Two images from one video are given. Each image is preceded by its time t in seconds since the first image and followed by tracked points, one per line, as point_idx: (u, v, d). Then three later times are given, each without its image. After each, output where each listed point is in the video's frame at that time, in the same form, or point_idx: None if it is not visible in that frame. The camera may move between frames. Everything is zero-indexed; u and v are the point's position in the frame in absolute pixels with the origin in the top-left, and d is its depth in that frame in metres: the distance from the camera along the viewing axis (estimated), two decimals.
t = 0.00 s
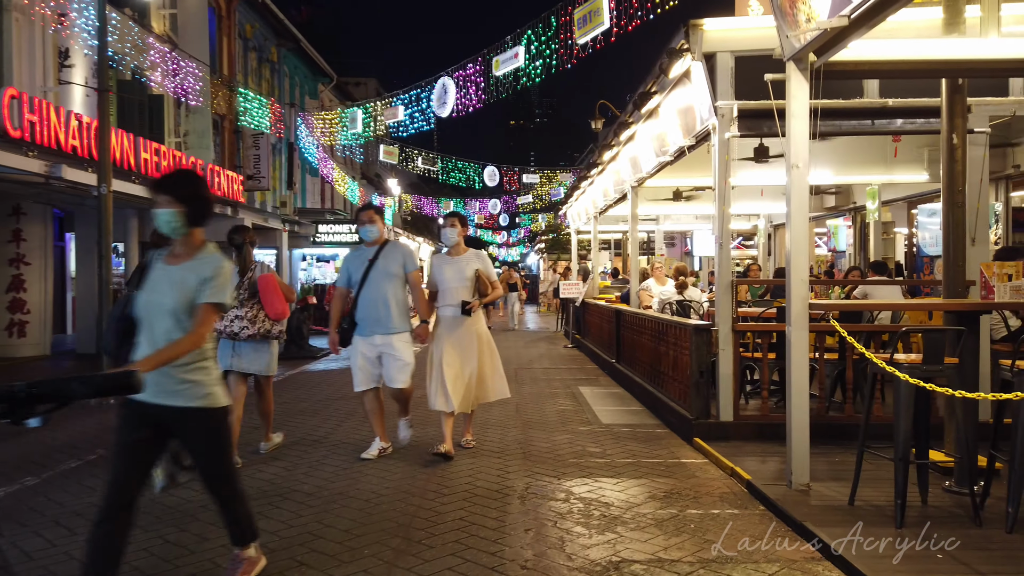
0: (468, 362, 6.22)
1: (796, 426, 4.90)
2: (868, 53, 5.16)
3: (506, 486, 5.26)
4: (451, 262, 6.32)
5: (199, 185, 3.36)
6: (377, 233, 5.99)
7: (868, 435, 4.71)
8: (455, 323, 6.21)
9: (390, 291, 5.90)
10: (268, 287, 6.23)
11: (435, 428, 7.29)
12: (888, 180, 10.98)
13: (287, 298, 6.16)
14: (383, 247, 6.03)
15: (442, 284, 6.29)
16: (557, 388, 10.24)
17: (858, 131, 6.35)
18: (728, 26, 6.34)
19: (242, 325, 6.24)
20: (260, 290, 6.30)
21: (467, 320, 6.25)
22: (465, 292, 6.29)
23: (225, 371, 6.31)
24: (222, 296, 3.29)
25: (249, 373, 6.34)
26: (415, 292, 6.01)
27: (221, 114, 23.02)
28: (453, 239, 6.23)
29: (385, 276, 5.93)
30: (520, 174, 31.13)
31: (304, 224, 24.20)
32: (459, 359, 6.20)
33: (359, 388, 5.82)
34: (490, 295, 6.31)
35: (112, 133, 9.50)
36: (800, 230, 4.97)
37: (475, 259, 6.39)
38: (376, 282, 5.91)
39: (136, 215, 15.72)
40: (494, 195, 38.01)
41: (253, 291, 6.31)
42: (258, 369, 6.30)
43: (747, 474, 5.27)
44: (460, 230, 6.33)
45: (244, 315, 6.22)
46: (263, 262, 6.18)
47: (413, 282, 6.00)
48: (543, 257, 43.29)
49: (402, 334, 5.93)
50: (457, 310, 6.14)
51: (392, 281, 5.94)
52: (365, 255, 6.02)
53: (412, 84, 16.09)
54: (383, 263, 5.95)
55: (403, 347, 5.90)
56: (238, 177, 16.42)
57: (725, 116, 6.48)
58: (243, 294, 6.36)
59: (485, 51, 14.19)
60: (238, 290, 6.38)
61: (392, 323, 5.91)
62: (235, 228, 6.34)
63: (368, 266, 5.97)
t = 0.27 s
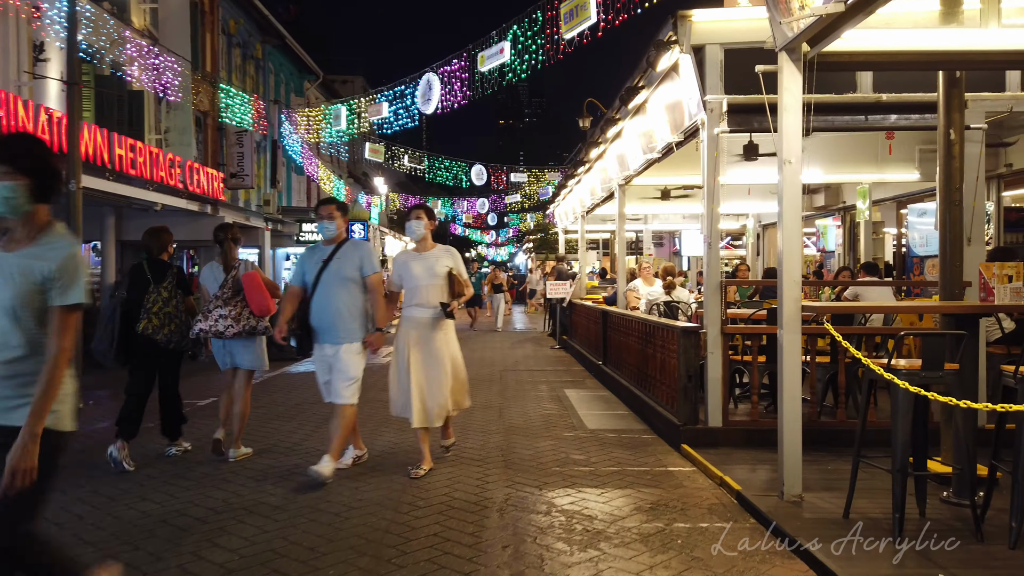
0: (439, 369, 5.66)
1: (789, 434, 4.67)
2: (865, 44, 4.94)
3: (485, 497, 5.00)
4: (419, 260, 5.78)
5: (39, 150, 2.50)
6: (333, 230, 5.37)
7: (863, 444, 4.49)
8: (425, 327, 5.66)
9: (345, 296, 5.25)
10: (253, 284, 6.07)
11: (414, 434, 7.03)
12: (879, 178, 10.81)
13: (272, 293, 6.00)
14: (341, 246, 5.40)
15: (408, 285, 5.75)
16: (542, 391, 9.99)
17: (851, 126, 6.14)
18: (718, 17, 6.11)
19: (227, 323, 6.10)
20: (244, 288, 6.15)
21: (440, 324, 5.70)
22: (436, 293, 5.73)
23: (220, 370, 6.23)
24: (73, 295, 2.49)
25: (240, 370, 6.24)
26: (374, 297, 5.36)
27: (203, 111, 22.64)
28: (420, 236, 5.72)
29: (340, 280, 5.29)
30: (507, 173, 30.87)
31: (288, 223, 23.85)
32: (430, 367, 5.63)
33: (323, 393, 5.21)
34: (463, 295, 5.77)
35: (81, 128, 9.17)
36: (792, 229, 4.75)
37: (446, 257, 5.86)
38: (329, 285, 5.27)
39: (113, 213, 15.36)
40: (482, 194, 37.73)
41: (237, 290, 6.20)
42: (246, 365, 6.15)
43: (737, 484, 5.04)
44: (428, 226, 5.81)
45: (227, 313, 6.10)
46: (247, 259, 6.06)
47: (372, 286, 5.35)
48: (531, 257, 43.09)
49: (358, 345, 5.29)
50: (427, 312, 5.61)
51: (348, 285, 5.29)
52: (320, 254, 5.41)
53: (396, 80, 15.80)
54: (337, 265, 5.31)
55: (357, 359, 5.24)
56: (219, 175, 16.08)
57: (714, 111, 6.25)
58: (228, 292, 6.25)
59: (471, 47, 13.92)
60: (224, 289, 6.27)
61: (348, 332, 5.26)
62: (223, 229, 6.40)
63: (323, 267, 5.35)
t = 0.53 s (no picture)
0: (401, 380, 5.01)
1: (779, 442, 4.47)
2: (857, 35, 4.74)
3: (462, 509, 4.77)
4: (379, 256, 5.08)
5: None
6: (283, 224, 4.93)
7: (856, 452, 4.30)
8: (386, 332, 4.99)
9: (288, 298, 4.82)
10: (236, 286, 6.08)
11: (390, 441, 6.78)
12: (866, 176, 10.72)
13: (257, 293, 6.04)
14: (290, 242, 4.96)
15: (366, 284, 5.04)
16: (524, 394, 9.77)
17: (841, 122, 5.96)
18: (704, 9, 5.92)
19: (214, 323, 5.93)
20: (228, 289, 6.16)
21: (404, 330, 5.06)
22: (399, 295, 5.06)
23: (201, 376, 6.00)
24: None
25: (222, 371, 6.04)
26: (324, 299, 4.89)
27: (181, 107, 22.23)
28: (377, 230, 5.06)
29: (285, 279, 4.85)
30: (492, 171, 30.60)
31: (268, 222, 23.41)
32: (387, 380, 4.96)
33: (247, 409, 4.79)
34: (427, 297, 5.13)
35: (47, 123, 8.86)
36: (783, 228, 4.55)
37: (411, 254, 5.17)
38: (271, 285, 4.85)
39: (86, 211, 14.98)
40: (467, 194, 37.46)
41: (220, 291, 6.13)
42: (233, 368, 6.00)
43: (724, 494, 4.84)
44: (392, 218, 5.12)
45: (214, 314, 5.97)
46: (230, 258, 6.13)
47: (321, 287, 4.91)
48: (516, 256, 42.90)
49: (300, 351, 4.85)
50: (389, 317, 4.97)
51: (293, 286, 4.86)
52: (266, 248, 4.96)
53: (377, 76, 15.52)
54: (283, 263, 4.88)
55: (299, 367, 4.80)
56: (196, 172, 15.74)
57: (701, 105, 6.06)
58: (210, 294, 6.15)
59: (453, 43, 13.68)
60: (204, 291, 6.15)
61: (289, 337, 4.82)
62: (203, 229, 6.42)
63: (267, 263, 4.93)
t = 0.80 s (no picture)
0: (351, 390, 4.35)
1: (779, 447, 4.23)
2: (861, 17, 4.49)
3: (445, 518, 4.51)
4: (332, 249, 4.48)
5: None
6: (218, 214, 4.39)
7: (860, 457, 4.06)
8: (334, 336, 4.34)
9: (228, 296, 4.29)
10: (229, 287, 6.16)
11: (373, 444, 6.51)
12: (863, 174, 10.47)
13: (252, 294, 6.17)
14: (228, 232, 4.43)
15: (317, 281, 4.45)
16: (515, 395, 9.51)
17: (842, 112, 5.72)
18: None
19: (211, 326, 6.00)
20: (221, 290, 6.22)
21: (356, 333, 4.36)
22: (351, 294, 4.43)
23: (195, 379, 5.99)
24: None
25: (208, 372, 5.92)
26: (269, 297, 4.39)
27: (170, 104, 21.90)
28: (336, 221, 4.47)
29: (223, 275, 4.33)
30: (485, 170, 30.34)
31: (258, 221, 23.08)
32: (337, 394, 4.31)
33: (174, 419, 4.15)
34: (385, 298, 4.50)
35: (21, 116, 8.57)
36: (783, 220, 4.30)
37: (369, 248, 4.54)
38: (207, 281, 4.32)
39: (69, 208, 14.66)
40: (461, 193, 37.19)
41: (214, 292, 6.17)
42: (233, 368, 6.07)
43: (721, 501, 4.59)
44: (346, 208, 4.51)
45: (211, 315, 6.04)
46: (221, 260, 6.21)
47: (265, 282, 4.38)
48: (510, 256, 42.64)
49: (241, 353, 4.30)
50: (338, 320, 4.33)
51: (232, 282, 4.34)
52: (203, 241, 4.45)
53: (366, 71, 15.25)
54: (220, 256, 4.35)
55: (240, 374, 4.27)
56: (182, 169, 15.43)
57: (696, 95, 5.82)
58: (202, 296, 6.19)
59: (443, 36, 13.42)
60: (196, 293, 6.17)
61: (228, 338, 4.28)
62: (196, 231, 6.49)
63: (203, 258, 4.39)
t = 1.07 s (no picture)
0: (301, 407, 3.94)
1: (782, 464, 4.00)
2: (869, 10, 4.27)
3: (430, 538, 4.27)
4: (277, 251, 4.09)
5: None
6: (124, 213, 3.89)
7: (870, 476, 3.83)
8: (273, 343, 3.97)
9: (141, 307, 3.81)
10: (221, 291, 6.86)
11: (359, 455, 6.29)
12: (865, 174, 10.22)
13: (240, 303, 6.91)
14: (139, 235, 3.94)
15: (261, 284, 4.07)
16: (509, 401, 9.28)
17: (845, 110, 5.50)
18: None
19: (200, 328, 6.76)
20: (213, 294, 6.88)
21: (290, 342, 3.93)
22: (288, 296, 3.97)
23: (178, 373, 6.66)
24: None
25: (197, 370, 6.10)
26: (191, 307, 3.91)
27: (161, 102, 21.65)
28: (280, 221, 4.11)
29: (135, 283, 3.84)
30: (481, 170, 30.10)
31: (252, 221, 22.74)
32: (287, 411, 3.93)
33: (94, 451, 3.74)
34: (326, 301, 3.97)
35: None
36: (787, 222, 4.06)
37: (313, 245, 4.06)
38: (116, 291, 3.83)
39: (57, 209, 14.41)
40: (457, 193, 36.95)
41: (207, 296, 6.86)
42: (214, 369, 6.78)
43: (721, 519, 4.36)
44: (288, 203, 4.09)
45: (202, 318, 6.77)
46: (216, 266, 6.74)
47: (184, 289, 3.90)
48: (508, 256, 42.42)
49: (157, 375, 3.80)
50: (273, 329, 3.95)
51: (146, 291, 3.85)
52: (111, 246, 3.95)
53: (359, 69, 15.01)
54: (130, 262, 3.86)
55: (156, 396, 3.77)
56: (172, 169, 15.19)
57: (694, 92, 5.60)
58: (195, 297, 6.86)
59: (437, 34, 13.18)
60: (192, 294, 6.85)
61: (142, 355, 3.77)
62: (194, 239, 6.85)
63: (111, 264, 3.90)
